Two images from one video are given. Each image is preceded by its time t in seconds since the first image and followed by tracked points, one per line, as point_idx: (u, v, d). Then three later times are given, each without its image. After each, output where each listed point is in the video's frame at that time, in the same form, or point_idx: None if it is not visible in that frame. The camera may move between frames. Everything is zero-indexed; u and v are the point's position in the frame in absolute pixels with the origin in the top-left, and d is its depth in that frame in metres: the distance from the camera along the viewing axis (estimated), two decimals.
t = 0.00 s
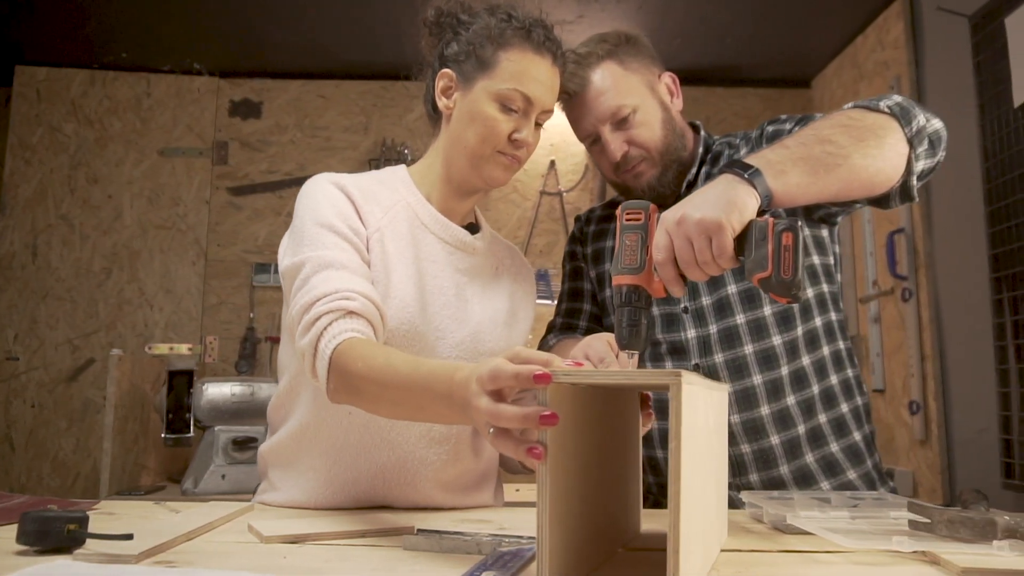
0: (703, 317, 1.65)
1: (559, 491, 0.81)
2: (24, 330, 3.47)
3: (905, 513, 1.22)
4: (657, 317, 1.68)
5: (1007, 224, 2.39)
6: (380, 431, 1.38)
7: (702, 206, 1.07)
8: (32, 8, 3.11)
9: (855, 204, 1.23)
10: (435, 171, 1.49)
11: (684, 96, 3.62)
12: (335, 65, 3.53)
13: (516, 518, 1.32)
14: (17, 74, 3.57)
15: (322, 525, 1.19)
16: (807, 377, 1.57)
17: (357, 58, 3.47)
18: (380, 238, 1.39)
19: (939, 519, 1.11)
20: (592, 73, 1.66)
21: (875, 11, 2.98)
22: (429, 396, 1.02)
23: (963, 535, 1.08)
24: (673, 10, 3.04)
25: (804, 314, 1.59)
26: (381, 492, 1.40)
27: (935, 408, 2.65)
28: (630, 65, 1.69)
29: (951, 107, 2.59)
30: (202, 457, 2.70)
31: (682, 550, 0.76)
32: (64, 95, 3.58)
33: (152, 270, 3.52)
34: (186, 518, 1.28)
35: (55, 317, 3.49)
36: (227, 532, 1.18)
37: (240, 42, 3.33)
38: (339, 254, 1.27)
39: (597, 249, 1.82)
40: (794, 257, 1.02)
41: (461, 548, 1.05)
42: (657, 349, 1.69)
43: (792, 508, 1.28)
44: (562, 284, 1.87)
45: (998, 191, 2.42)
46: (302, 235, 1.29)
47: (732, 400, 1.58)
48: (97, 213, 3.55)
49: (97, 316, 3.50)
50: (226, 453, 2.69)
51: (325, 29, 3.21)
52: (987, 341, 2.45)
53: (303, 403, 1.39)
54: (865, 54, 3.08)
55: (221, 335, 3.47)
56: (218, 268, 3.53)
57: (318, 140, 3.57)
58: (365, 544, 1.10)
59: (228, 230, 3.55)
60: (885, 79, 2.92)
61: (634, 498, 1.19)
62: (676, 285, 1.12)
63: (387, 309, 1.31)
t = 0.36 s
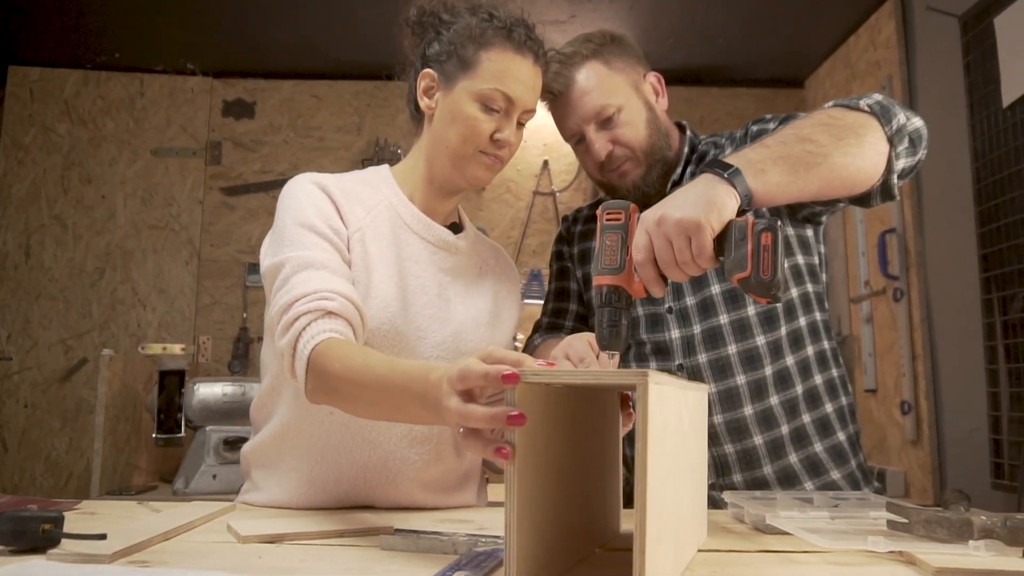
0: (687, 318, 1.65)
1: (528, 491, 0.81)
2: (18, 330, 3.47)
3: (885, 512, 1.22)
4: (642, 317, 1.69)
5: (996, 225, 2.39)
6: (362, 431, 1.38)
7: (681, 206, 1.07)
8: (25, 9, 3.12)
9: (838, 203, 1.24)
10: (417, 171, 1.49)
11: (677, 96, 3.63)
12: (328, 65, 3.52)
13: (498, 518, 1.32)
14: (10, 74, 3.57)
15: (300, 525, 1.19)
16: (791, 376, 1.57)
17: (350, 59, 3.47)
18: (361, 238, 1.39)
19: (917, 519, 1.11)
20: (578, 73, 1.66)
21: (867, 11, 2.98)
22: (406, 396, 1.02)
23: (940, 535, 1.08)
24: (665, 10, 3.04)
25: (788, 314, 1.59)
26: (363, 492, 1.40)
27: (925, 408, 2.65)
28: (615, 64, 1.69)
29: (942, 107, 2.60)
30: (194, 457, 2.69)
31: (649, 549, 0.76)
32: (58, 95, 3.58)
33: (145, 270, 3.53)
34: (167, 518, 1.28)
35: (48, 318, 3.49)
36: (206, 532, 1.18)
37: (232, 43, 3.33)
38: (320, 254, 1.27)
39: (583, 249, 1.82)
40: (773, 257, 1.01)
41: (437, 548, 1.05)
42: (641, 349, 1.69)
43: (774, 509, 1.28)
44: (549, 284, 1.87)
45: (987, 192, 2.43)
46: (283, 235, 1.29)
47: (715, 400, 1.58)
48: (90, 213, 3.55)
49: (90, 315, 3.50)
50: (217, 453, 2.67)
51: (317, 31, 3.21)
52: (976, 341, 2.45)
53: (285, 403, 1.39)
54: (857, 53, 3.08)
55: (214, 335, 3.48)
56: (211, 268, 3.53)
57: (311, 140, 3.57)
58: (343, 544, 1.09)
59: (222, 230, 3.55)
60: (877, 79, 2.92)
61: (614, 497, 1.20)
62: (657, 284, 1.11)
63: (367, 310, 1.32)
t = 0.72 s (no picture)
0: (670, 317, 1.66)
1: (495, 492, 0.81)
2: (10, 330, 3.47)
3: (863, 512, 1.22)
4: (626, 317, 1.69)
5: (986, 226, 2.39)
6: (343, 431, 1.39)
7: (653, 205, 1.07)
8: (17, 10, 3.11)
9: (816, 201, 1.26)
10: (400, 171, 1.49)
11: (671, 96, 3.64)
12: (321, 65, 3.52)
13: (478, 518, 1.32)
14: (3, 74, 3.57)
15: (278, 525, 1.19)
16: (775, 375, 1.57)
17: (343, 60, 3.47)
18: (342, 239, 1.39)
19: (893, 519, 1.11)
20: (563, 72, 1.66)
21: (860, 11, 2.97)
22: (379, 396, 1.02)
23: (916, 535, 1.08)
24: (657, 10, 3.04)
25: (771, 314, 1.59)
26: (344, 492, 1.41)
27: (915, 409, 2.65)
28: (600, 64, 1.69)
29: (933, 108, 2.59)
30: (185, 457, 2.71)
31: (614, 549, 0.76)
32: (51, 95, 3.58)
33: (138, 270, 3.53)
34: (146, 518, 1.28)
35: (41, 318, 3.49)
36: (183, 532, 1.18)
37: (224, 44, 3.32)
38: (300, 254, 1.27)
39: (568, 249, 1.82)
40: (746, 255, 1.01)
41: (412, 548, 1.05)
42: (625, 349, 1.70)
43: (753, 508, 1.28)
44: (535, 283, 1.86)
45: (977, 192, 2.43)
46: (263, 236, 1.29)
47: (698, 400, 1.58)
48: (83, 213, 3.55)
49: (82, 315, 3.50)
50: (207, 453, 2.69)
51: (310, 33, 3.20)
52: (967, 341, 2.45)
53: (266, 403, 1.39)
54: (849, 53, 3.08)
55: (207, 334, 3.49)
56: (204, 268, 3.54)
57: (304, 140, 3.57)
58: (319, 544, 1.09)
59: (214, 230, 3.56)
60: (869, 79, 2.92)
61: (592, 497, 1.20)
62: (631, 284, 1.11)
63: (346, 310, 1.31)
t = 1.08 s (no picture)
0: (653, 317, 1.68)
1: (459, 492, 0.81)
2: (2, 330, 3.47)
3: (840, 512, 1.23)
4: (608, 317, 1.71)
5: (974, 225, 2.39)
6: (323, 430, 1.39)
7: (622, 205, 1.10)
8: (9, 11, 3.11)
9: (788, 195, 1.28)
10: (382, 170, 1.49)
11: (663, 96, 3.65)
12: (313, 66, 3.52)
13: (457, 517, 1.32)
14: None
15: (255, 525, 1.19)
16: (757, 374, 1.57)
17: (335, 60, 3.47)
18: (323, 239, 1.38)
19: (867, 519, 1.11)
20: (547, 71, 1.66)
21: (850, 11, 2.97)
22: (351, 396, 1.02)
23: (890, 535, 1.08)
24: (648, 10, 3.04)
25: (753, 313, 1.60)
26: (324, 492, 1.41)
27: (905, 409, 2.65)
28: (584, 62, 1.69)
29: (924, 108, 2.59)
30: (176, 456, 2.71)
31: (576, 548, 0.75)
32: (42, 95, 3.58)
33: (130, 271, 3.53)
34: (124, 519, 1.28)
35: (32, 318, 3.49)
36: (160, 531, 1.18)
37: (217, 44, 3.32)
38: (279, 255, 1.26)
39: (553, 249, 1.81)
40: (716, 248, 1.03)
41: (385, 548, 1.05)
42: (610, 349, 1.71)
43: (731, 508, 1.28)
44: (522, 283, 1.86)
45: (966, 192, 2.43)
46: (243, 236, 1.29)
47: (680, 400, 1.59)
48: (75, 213, 3.56)
49: (74, 315, 3.50)
50: (198, 453, 2.69)
51: (303, 33, 3.21)
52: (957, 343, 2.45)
53: (247, 404, 1.39)
54: (840, 54, 3.08)
55: (199, 335, 3.49)
56: (196, 268, 3.55)
57: (297, 140, 3.58)
58: (294, 544, 1.09)
59: (207, 230, 3.56)
60: (860, 79, 2.92)
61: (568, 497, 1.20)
62: (605, 283, 1.14)
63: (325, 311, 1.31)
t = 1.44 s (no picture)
0: (632, 318, 1.69)
1: (421, 492, 0.81)
2: None
3: (815, 512, 1.23)
4: (589, 317, 1.72)
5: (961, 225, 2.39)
6: (302, 430, 1.39)
7: (593, 205, 1.10)
8: None
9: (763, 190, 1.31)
10: (362, 170, 1.49)
11: (655, 96, 3.66)
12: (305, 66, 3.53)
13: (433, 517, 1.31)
14: None
15: (228, 524, 1.19)
16: (737, 374, 1.57)
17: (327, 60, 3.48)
18: (301, 239, 1.38)
19: (840, 519, 1.11)
20: (529, 71, 1.66)
21: (840, 11, 2.98)
22: (322, 396, 1.02)
23: (862, 535, 1.08)
24: (638, 10, 3.04)
25: (732, 313, 1.61)
26: (302, 491, 1.41)
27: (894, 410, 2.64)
28: (565, 62, 1.69)
29: (912, 108, 2.59)
30: (165, 456, 2.72)
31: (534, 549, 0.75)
32: (35, 95, 3.58)
33: (122, 271, 3.53)
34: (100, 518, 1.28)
35: (24, 318, 3.49)
36: (133, 531, 1.18)
37: (208, 45, 3.33)
38: (256, 255, 1.26)
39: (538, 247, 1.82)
40: (688, 247, 1.05)
41: (356, 548, 1.05)
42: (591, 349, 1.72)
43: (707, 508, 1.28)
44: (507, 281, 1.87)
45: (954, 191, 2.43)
46: (220, 236, 1.28)
47: (658, 400, 1.61)
48: (67, 213, 3.56)
49: (66, 315, 3.50)
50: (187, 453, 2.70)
51: (294, 34, 3.21)
52: (943, 345, 2.46)
53: (225, 404, 1.39)
54: (831, 53, 3.08)
55: (191, 334, 3.49)
56: (188, 268, 3.55)
57: (289, 140, 3.59)
58: (266, 544, 1.09)
59: (198, 230, 3.56)
60: (850, 79, 2.92)
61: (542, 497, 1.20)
62: (577, 279, 1.16)
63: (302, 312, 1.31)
